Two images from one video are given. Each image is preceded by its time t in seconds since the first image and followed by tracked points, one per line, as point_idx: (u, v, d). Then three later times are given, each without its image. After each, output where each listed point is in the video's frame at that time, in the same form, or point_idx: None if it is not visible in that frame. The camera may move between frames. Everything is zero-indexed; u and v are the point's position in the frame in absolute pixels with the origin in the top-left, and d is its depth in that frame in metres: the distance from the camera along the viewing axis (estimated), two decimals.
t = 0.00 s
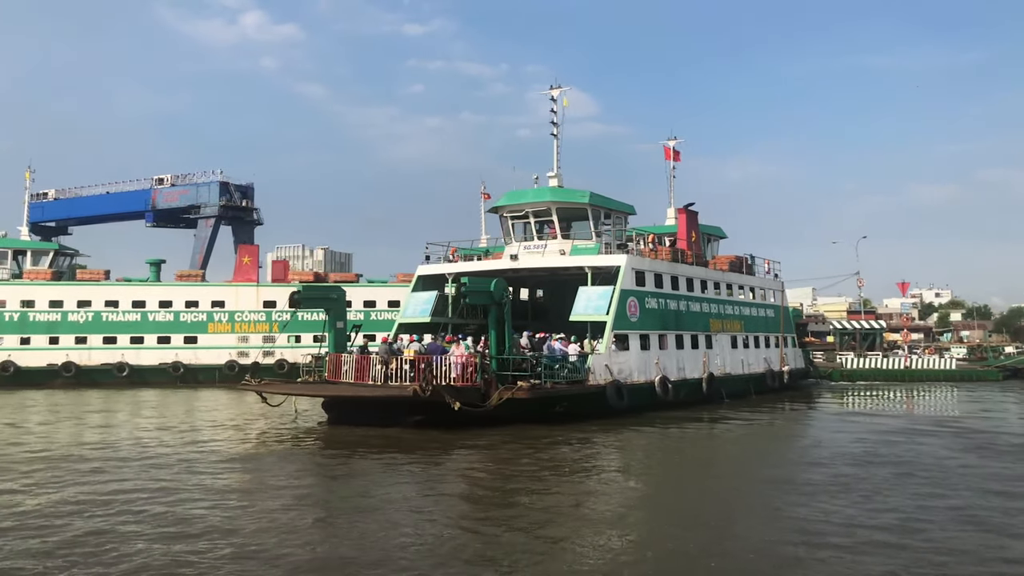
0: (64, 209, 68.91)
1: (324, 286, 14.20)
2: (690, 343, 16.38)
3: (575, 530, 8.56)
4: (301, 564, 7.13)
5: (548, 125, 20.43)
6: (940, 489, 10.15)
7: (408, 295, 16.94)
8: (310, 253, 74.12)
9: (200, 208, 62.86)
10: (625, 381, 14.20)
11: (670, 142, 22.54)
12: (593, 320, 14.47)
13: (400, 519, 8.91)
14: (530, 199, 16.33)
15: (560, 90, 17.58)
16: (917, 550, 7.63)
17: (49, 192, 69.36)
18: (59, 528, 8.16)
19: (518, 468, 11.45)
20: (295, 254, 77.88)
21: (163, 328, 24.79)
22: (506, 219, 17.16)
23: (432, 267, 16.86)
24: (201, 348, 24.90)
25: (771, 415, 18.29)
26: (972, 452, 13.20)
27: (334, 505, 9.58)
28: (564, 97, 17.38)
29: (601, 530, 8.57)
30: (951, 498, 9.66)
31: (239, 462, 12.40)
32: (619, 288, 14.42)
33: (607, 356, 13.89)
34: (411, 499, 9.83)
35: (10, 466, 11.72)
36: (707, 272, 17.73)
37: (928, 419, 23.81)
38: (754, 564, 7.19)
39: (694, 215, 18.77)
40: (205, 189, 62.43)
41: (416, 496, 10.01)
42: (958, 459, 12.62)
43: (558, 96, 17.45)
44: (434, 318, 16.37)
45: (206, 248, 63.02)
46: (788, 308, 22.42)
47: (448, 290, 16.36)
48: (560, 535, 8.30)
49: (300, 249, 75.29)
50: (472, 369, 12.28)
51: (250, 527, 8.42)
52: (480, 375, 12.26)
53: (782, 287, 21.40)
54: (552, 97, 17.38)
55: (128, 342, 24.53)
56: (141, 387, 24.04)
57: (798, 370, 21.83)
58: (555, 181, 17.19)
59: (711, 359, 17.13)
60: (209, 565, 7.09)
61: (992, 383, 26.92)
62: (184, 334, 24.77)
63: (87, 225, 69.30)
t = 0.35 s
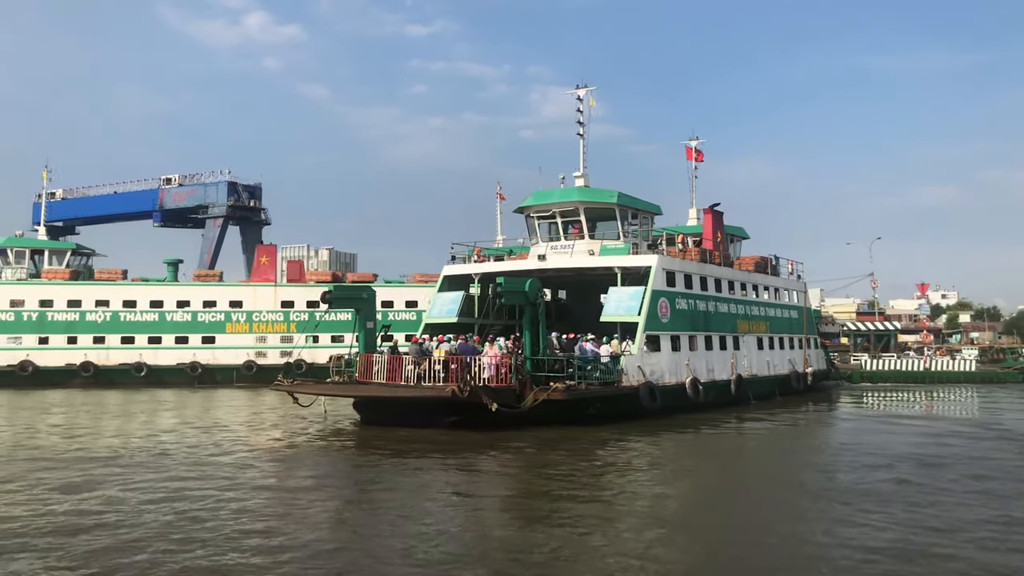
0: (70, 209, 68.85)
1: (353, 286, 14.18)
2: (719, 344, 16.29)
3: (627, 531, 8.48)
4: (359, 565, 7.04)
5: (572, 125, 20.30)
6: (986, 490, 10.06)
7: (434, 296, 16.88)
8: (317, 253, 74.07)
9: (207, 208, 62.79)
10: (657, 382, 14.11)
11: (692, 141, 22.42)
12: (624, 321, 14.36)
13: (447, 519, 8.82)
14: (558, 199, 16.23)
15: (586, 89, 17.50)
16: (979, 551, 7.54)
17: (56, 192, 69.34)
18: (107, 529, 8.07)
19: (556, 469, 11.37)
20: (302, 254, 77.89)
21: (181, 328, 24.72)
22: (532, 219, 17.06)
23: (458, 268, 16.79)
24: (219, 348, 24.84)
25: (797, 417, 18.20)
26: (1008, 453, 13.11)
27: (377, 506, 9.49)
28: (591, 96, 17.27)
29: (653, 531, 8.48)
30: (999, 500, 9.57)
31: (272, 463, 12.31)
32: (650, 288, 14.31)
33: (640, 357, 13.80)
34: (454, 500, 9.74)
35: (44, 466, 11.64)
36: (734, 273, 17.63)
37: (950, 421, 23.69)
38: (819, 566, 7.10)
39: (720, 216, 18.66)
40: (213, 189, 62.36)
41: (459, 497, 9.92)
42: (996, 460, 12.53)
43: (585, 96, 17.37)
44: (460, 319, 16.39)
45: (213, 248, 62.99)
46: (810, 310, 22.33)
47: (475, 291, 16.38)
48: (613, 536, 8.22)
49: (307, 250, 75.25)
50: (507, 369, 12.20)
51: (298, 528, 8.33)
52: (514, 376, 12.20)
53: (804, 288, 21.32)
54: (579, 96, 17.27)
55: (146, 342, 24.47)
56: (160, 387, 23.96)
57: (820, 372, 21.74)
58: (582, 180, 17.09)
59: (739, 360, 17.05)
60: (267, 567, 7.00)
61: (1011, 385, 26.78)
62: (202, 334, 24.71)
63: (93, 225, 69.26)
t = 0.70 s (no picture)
0: (79, 209, 68.82)
1: (387, 286, 14.08)
2: (751, 345, 16.19)
3: (685, 530, 8.35)
4: (424, 565, 6.92)
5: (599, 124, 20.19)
6: None
7: (464, 295, 16.80)
8: (326, 253, 74.02)
9: (217, 208, 62.72)
10: (693, 382, 14.01)
11: (717, 140, 22.30)
12: (659, 321, 14.22)
13: (501, 518, 8.71)
14: (589, 198, 16.12)
15: (616, 87, 17.37)
16: None
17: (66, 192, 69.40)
18: (161, 529, 7.97)
19: (599, 469, 11.25)
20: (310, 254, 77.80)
21: (202, 327, 24.67)
22: (562, 218, 16.94)
23: (487, 267, 16.70)
24: (240, 348, 24.78)
25: (827, 418, 18.08)
26: None
27: (426, 505, 9.38)
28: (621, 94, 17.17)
29: (711, 530, 8.35)
30: None
31: (310, 462, 12.21)
32: (686, 288, 14.19)
33: (677, 357, 13.70)
34: (503, 499, 9.62)
35: (83, 465, 11.56)
36: (765, 272, 17.52)
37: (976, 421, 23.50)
38: (892, 565, 6.97)
39: (749, 215, 18.55)
40: (222, 189, 62.29)
41: (507, 497, 9.80)
42: None
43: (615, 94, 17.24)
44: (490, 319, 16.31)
45: (223, 248, 62.93)
46: (835, 310, 22.19)
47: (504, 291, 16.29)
48: (672, 535, 8.10)
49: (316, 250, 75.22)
50: (547, 369, 12.09)
51: (353, 528, 8.22)
52: (554, 376, 12.09)
53: (830, 288, 21.19)
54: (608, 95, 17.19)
55: (167, 342, 24.42)
56: (181, 386, 23.88)
57: (846, 372, 21.63)
58: (612, 179, 16.96)
59: (770, 360, 16.95)
60: (331, 566, 6.89)
61: None
62: (223, 333, 24.65)
63: (103, 225, 69.25)
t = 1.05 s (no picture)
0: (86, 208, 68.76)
1: (418, 285, 14.15)
2: (780, 345, 16.11)
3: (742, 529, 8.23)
4: (486, 564, 6.81)
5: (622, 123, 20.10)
6: None
7: (490, 295, 16.70)
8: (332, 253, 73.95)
9: (224, 207, 62.63)
10: (727, 383, 13.92)
11: (739, 139, 22.20)
12: (692, 320, 14.14)
13: (550, 516, 8.59)
14: (617, 198, 16.02)
15: (643, 85, 17.26)
16: None
17: (72, 191, 69.26)
18: (212, 528, 7.87)
19: (640, 468, 11.14)
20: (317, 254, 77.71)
21: (220, 327, 24.60)
22: (590, 217, 16.85)
23: (514, 267, 16.61)
24: (257, 347, 24.71)
25: (854, 418, 17.97)
26: None
27: (473, 504, 9.27)
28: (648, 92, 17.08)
29: (769, 528, 8.22)
30: None
31: (345, 462, 12.12)
32: (719, 288, 14.09)
33: (711, 357, 13.60)
34: (549, 497, 9.52)
35: (118, 466, 11.48)
36: (793, 272, 17.43)
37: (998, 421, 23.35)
38: (963, 564, 6.85)
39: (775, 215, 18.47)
40: (230, 188, 62.21)
41: (553, 496, 9.71)
42: None
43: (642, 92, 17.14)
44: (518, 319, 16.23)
45: (231, 247, 62.85)
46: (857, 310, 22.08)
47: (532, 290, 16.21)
48: (730, 533, 7.99)
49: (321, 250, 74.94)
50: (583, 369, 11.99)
51: (405, 527, 8.11)
52: (590, 376, 11.99)
53: (854, 288, 21.09)
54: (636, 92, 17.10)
55: (185, 342, 24.36)
56: (199, 386, 23.81)
57: (869, 373, 21.52)
58: (640, 177, 16.86)
59: (798, 361, 16.86)
60: (390, 565, 6.80)
61: None
62: (241, 333, 24.58)
63: (110, 225, 69.20)
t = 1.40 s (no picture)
0: (92, 209, 68.64)
1: (452, 285, 14.04)
2: (812, 346, 16.01)
3: (799, 528, 8.15)
4: (552, 563, 6.73)
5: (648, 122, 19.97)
6: None
7: (519, 295, 16.58)
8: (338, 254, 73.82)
9: (231, 208, 62.52)
10: (763, 384, 13.81)
11: (763, 138, 22.10)
12: (726, 321, 14.03)
13: (603, 514, 8.51)
14: (648, 197, 15.90)
15: (672, 84, 17.16)
16: None
17: (79, 191, 69.27)
18: (266, 528, 7.80)
19: (682, 468, 11.04)
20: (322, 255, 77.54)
21: (239, 327, 24.51)
22: (619, 216, 16.74)
23: (543, 268, 16.50)
24: (276, 347, 24.62)
25: (882, 420, 17.84)
26: None
27: (522, 504, 9.19)
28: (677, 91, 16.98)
29: (827, 529, 8.12)
30: None
31: (382, 463, 12.02)
32: (753, 288, 13.96)
33: (747, 358, 13.50)
34: (597, 496, 9.42)
35: (155, 468, 11.38)
36: (822, 272, 17.33)
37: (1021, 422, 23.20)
38: None
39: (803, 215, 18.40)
40: (237, 189, 62.09)
41: (600, 496, 9.59)
42: None
43: (671, 92, 17.04)
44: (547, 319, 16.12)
45: (238, 248, 62.76)
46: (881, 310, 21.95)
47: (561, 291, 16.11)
48: (789, 533, 7.89)
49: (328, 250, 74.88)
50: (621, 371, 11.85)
51: (459, 526, 8.03)
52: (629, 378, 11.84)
53: (878, 288, 20.97)
54: (664, 92, 17.00)
55: (204, 342, 24.27)
56: (218, 387, 23.72)
57: (893, 374, 21.40)
58: (669, 177, 16.76)
59: (828, 362, 16.76)
60: (457, 564, 6.69)
61: None
62: (259, 334, 24.49)
63: (116, 225, 69.13)
